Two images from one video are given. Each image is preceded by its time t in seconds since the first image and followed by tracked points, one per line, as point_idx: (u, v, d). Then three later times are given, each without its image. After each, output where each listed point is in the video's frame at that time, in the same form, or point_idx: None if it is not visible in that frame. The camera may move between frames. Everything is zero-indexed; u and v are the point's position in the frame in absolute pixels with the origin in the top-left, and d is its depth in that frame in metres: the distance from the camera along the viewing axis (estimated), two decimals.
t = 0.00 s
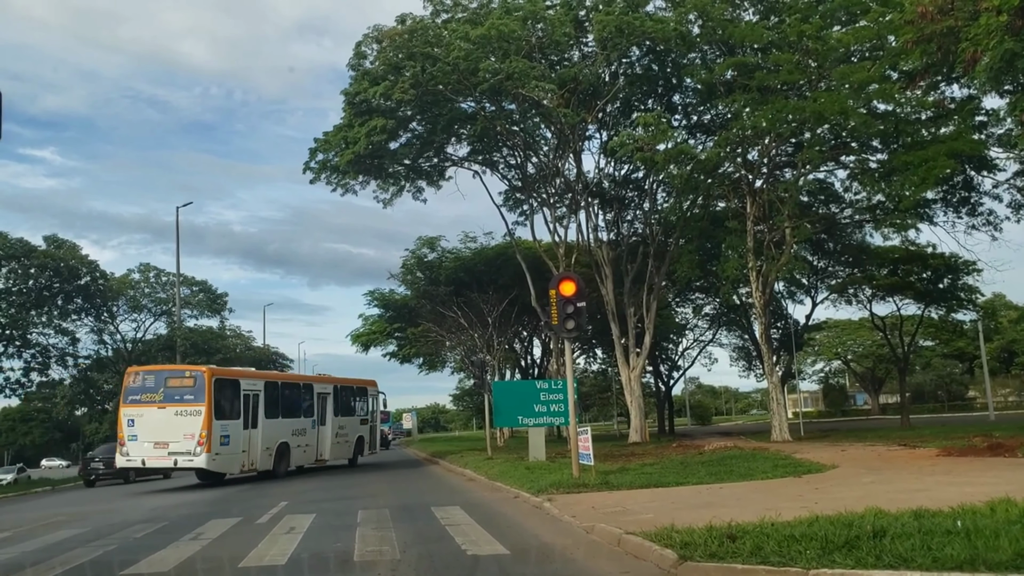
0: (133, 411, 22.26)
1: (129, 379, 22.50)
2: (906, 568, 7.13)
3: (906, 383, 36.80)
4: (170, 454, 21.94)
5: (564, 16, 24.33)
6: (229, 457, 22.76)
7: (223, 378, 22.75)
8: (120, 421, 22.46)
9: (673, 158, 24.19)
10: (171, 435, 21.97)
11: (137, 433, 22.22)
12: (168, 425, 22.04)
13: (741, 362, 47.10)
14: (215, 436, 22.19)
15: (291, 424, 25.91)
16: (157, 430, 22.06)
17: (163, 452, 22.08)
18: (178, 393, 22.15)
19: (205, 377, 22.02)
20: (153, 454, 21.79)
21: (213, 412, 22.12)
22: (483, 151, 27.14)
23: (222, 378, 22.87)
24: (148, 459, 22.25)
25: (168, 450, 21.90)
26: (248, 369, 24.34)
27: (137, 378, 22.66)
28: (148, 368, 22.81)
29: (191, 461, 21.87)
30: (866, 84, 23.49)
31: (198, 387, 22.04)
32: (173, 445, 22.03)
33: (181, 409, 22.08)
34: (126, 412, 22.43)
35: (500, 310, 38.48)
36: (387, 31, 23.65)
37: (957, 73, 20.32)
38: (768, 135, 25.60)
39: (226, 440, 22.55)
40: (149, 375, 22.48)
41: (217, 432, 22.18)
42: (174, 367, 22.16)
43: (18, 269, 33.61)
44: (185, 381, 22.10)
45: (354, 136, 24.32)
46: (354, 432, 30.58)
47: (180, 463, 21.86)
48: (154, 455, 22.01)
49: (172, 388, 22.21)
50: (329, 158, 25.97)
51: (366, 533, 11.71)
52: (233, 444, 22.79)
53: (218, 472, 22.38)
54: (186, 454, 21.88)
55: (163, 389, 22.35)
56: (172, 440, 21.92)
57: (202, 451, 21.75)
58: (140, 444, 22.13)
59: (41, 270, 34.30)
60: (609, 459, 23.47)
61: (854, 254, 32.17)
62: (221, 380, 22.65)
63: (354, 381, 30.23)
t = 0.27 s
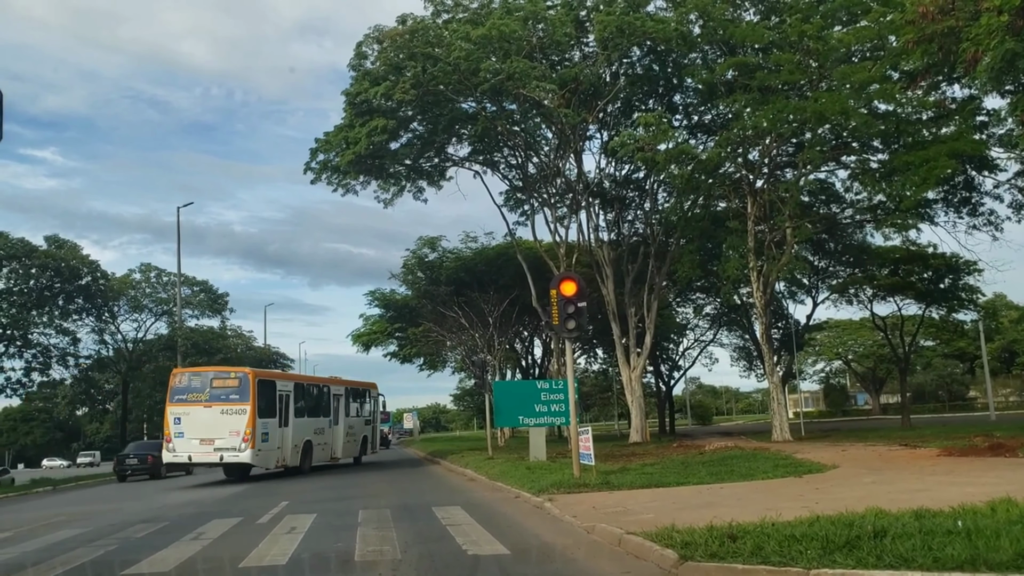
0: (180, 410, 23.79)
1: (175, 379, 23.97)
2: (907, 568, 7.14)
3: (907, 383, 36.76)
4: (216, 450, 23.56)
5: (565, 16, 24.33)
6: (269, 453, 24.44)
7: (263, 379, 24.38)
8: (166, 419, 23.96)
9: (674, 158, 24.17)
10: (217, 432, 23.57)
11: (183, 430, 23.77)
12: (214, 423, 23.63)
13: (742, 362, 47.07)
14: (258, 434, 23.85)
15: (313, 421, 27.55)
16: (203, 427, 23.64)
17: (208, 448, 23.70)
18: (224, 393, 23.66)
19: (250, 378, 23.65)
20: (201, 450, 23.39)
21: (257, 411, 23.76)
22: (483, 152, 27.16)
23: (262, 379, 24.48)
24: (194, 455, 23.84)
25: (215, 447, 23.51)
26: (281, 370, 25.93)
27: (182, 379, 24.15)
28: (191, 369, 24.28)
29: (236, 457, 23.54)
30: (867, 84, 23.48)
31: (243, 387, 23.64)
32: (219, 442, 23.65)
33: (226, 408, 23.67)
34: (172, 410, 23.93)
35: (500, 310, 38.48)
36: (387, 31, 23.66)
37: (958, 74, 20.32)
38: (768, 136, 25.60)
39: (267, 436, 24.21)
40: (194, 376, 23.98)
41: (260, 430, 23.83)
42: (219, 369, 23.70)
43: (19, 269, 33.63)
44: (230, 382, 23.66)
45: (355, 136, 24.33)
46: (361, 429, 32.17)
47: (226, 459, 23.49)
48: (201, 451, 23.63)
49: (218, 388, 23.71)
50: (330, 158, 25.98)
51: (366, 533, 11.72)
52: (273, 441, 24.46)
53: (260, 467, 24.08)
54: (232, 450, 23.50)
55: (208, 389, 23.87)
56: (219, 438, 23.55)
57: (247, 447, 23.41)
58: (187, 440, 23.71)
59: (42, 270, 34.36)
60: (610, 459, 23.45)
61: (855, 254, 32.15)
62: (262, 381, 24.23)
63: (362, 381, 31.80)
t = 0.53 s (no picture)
0: (217, 411, 25.74)
1: (212, 382, 25.91)
2: (907, 568, 7.13)
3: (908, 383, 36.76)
4: (252, 447, 25.54)
5: (565, 16, 24.30)
6: (298, 451, 26.38)
7: (294, 381, 26.37)
8: (204, 419, 25.92)
9: (674, 158, 24.15)
10: (252, 431, 25.53)
11: (221, 430, 25.74)
12: (249, 421, 25.60)
13: (742, 362, 47.05)
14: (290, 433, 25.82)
15: (329, 422, 29.30)
16: (239, 426, 25.61)
17: (244, 445, 25.68)
18: (259, 394, 25.62)
19: (283, 380, 25.67)
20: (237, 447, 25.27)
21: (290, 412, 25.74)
22: (484, 152, 27.16)
23: (293, 382, 26.45)
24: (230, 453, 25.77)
25: (250, 444, 25.44)
26: (305, 373, 27.82)
27: (218, 382, 26.10)
28: (226, 373, 26.23)
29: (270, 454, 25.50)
30: (868, 84, 23.46)
31: (276, 389, 25.62)
32: (254, 440, 25.62)
33: (260, 408, 25.66)
34: (210, 411, 25.89)
35: (501, 310, 38.47)
36: (388, 31, 23.64)
37: (958, 74, 20.30)
38: (769, 136, 25.60)
39: (297, 435, 26.21)
40: (230, 379, 25.93)
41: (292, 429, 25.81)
42: (254, 372, 25.65)
43: (19, 270, 33.61)
44: (265, 384, 25.65)
45: (355, 136, 24.32)
46: (366, 430, 33.97)
47: (261, 455, 25.44)
48: (237, 448, 25.59)
49: (253, 390, 25.66)
50: (330, 159, 25.98)
51: (367, 534, 11.72)
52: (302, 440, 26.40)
53: (290, 463, 26.05)
54: (266, 447, 25.44)
55: (244, 391, 25.86)
56: (254, 436, 25.51)
57: (281, 444, 25.30)
58: (223, 439, 25.67)
59: (42, 270, 34.35)
60: (612, 459, 23.48)
61: (855, 254, 32.12)
62: (294, 383, 26.23)
63: (361, 386, 33.85)
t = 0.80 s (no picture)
0: (246, 411, 27.05)
1: (240, 384, 27.18)
2: (908, 569, 7.12)
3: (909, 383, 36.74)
4: (279, 446, 26.92)
5: (566, 16, 24.29)
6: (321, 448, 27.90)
7: (317, 383, 27.80)
8: (233, 419, 27.22)
9: (674, 158, 24.14)
10: (280, 430, 26.92)
11: (249, 429, 27.06)
12: (277, 421, 27.00)
13: (743, 363, 47.03)
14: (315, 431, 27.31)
15: (342, 421, 30.69)
16: (267, 426, 26.97)
17: (272, 444, 27.06)
18: (286, 396, 27.00)
19: (309, 383, 27.07)
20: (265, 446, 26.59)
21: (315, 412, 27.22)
22: (484, 152, 27.16)
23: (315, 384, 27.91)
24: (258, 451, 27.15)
25: (278, 443, 26.83)
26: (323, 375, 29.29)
27: (245, 384, 27.38)
28: (253, 375, 27.52)
29: (297, 452, 26.94)
30: (868, 84, 23.45)
31: (302, 390, 27.04)
32: (281, 438, 27.02)
33: (288, 408, 27.08)
34: (239, 411, 27.22)
35: (501, 311, 38.46)
36: (388, 31, 23.63)
37: (959, 74, 20.28)
38: (769, 136, 25.60)
39: (320, 434, 27.69)
40: (257, 381, 27.23)
41: (316, 428, 27.29)
42: (282, 375, 27.02)
43: (20, 270, 33.63)
44: (292, 386, 27.04)
45: (355, 137, 24.31)
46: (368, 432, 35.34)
47: (288, 453, 26.85)
48: (265, 447, 26.95)
49: (280, 392, 27.04)
50: (330, 159, 25.97)
51: (367, 534, 11.72)
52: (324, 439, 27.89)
53: (314, 460, 27.57)
54: (293, 445, 26.89)
55: (271, 392, 27.21)
56: (281, 435, 26.91)
57: (307, 443, 26.77)
58: (252, 438, 27.01)
59: (42, 271, 34.36)
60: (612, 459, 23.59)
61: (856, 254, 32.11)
62: (318, 384, 27.69)
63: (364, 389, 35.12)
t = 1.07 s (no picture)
0: (268, 411, 28.43)
1: (261, 386, 28.49)
2: (908, 569, 7.11)
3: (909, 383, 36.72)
4: (300, 444, 28.43)
5: (566, 16, 24.27)
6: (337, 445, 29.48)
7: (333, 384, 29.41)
8: (255, 419, 28.55)
9: (675, 158, 24.13)
10: (301, 429, 28.42)
11: (271, 428, 28.47)
12: (298, 421, 28.49)
13: (743, 363, 47.02)
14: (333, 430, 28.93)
15: (351, 421, 32.25)
16: (289, 425, 28.45)
17: (293, 442, 28.54)
18: (306, 396, 28.52)
19: (328, 384, 28.68)
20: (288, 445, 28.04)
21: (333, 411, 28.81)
22: (484, 152, 27.16)
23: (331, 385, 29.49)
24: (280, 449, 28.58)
25: (301, 442, 28.34)
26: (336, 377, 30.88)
27: (266, 385, 28.72)
28: (272, 377, 28.89)
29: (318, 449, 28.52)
30: (868, 84, 23.43)
31: (323, 391, 28.62)
32: (302, 437, 28.53)
33: (309, 408, 28.59)
34: (260, 411, 28.56)
35: (501, 311, 38.45)
36: (388, 31, 23.62)
37: (959, 74, 20.24)
38: (770, 136, 25.59)
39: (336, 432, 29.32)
40: (278, 383, 28.58)
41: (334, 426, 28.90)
42: (304, 377, 28.48)
43: (20, 270, 33.67)
44: (311, 388, 28.57)
45: (355, 137, 24.30)
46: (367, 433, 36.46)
47: (310, 451, 28.41)
48: (287, 445, 28.41)
49: (301, 393, 28.53)
50: (330, 159, 25.97)
51: (367, 534, 11.72)
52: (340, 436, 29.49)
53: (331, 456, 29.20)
54: (313, 443, 28.44)
55: (291, 393, 28.62)
56: (304, 433, 28.43)
57: (327, 441, 28.38)
58: (274, 436, 28.45)
59: (42, 271, 34.36)
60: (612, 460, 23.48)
61: (856, 254, 32.10)
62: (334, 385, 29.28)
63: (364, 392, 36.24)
